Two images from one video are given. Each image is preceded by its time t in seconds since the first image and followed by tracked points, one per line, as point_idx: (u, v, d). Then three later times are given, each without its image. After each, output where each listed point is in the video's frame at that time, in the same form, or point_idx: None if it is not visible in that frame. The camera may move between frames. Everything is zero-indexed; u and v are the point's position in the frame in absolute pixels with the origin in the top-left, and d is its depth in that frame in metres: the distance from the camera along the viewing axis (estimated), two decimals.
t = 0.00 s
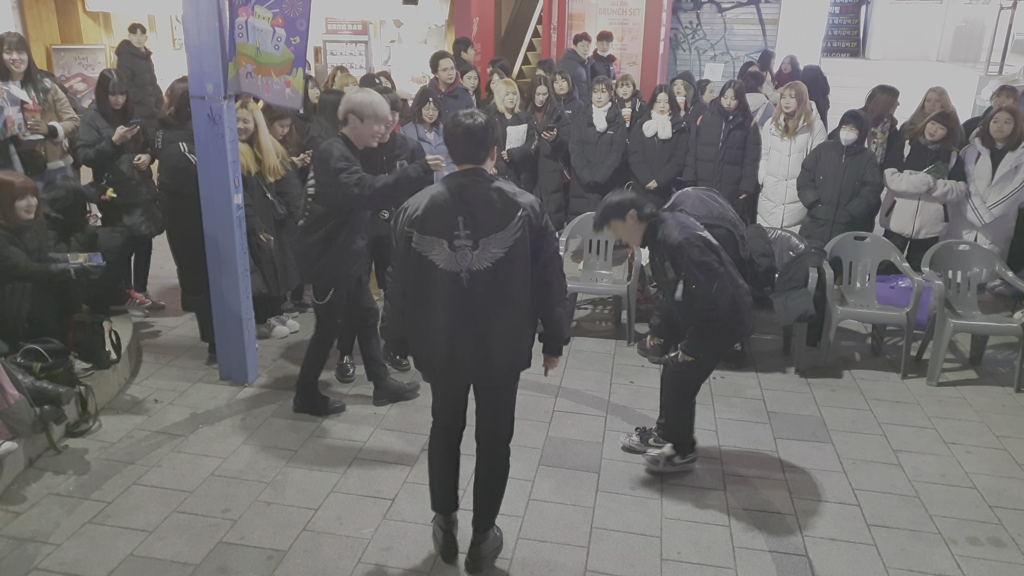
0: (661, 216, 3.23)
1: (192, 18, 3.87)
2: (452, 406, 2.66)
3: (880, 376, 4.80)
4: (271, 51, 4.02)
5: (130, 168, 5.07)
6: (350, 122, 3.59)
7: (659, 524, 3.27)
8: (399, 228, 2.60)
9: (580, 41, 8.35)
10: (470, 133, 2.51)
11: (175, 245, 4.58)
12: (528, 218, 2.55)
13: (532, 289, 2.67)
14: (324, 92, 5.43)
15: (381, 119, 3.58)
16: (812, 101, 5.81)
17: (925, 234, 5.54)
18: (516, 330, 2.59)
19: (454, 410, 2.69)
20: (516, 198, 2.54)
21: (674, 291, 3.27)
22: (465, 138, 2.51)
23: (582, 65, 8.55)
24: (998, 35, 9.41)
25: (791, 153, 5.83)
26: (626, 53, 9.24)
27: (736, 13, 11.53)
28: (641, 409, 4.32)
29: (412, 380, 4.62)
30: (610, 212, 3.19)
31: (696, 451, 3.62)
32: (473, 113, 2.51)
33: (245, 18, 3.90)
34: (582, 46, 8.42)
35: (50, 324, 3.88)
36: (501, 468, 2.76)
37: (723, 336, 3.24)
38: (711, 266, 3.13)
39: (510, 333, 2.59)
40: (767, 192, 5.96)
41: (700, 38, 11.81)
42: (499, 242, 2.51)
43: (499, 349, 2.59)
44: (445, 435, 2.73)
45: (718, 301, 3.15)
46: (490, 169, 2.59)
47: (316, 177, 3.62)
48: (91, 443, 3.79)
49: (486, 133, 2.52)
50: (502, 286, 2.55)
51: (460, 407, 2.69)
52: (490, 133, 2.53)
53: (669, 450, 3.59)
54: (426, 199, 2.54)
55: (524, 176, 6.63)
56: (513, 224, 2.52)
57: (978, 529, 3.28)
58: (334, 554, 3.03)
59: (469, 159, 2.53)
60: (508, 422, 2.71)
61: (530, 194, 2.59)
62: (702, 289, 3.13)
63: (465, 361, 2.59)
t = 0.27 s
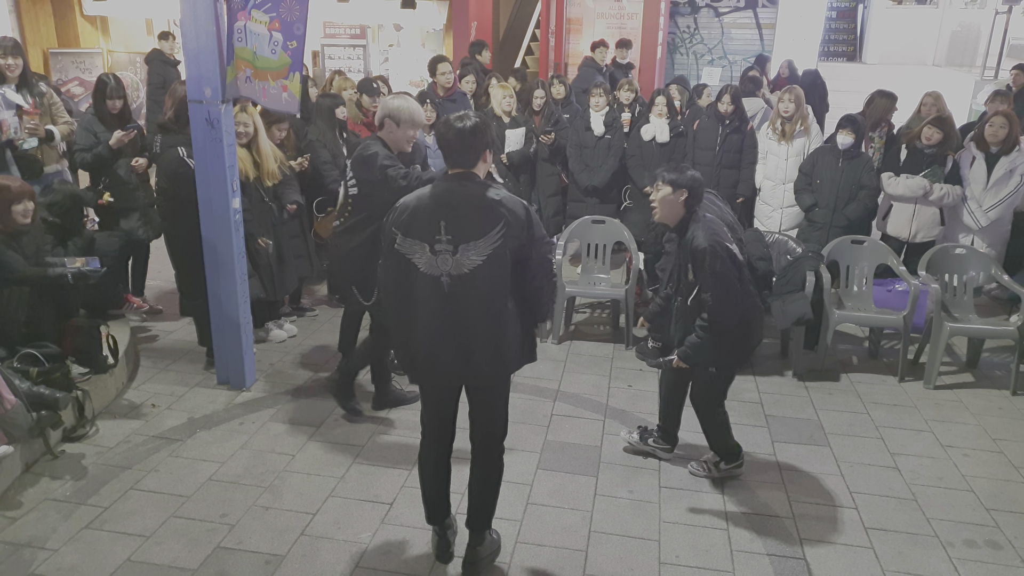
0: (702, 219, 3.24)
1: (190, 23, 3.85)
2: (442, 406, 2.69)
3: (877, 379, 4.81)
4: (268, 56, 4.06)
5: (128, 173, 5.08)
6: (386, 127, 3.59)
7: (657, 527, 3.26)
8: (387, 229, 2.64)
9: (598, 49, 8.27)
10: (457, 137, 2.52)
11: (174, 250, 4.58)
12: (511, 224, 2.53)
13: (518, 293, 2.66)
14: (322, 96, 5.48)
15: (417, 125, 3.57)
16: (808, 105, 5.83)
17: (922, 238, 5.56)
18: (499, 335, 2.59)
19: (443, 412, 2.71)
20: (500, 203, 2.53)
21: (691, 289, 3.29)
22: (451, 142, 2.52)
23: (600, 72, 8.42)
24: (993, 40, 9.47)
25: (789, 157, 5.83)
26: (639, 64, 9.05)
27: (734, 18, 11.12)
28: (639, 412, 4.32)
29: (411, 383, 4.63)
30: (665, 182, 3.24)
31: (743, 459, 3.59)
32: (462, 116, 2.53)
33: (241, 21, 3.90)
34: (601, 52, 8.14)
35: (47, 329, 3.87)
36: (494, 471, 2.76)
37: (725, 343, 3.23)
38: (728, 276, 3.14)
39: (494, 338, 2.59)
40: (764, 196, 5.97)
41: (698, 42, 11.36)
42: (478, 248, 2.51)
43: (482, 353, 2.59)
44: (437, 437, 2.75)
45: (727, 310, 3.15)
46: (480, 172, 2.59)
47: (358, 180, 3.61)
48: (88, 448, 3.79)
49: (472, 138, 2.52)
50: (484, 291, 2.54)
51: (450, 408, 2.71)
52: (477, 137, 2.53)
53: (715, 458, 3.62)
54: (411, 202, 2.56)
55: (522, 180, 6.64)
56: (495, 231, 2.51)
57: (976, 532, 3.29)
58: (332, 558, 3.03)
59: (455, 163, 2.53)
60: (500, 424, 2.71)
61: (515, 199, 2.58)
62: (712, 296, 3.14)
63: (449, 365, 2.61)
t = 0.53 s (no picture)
0: (706, 207, 3.25)
1: (179, 26, 3.83)
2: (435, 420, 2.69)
3: (868, 379, 4.83)
4: (257, 58, 4.04)
5: (117, 176, 5.06)
6: (404, 129, 3.55)
7: (650, 528, 3.27)
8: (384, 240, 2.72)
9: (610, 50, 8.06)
10: (451, 156, 2.57)
11: (164, 253, 4.55)
12: (495, 242, 2.54)
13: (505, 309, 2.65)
14: (313, 98, 5.50)
15: (432, 121, 3.54)
16: (799, 107, 5.86)
17: (912, 239, 5.59)
18: (482, 349, 2.59)
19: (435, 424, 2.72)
20: (488, 220, 2.53)
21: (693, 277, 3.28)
22: (445, 161, 2.58)
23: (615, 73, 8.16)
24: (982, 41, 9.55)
25: (780, 158, 5.87)
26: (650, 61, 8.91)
27: (726, 19, 11.14)
28: (632, 413, 4.33)
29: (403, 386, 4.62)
30: (673, 169, 3.23)
31: (734, 457, 3.62)
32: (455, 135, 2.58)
33: (232, 24, 3.90)
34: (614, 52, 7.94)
35: (36, 333, 3.85)
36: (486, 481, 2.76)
37: (729, 335, 3.23)
38: (731, 266, 3.14)
39: (477, 353, 2.58)
40: (756, 197, 6.00)
41: (689, 44, 11.41)
42: (461, 264, 2.52)
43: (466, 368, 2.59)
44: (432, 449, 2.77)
45: (730, 300, 3.14)
46: (476, 192, 2.62)
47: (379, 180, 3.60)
48: (78, 453, 3.77)
49: (465, 157, 2.57)
50: (465, 310, 2.55)
51: (443, 422, 2.71)
52: (470, 155, 2.57)
53: (707, 458, 3.63)
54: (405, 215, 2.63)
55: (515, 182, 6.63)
56: (478, 249, 2.52)
57: (965, 529, 3.31)
58: (324, 561, 3.02)
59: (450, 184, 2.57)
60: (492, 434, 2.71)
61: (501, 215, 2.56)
62: (715, 284, 3.13)
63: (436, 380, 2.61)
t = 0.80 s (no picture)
0: (688, 204, 3.28)
1: (165, 28, 3.83)
2: (432, 400, 2.78)
3: (854, 380, 4.86)
4: (241, 60, 3.99)
5: (102, 178, 5.05)
6: (418, 133, 3.55)
7: (638, 529, 3.28)
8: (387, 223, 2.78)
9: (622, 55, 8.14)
10: (460, 144, 2.57)
11: (151, 255, 4.52)
12: (498, 230, 2.64)
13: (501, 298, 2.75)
14: (299, 100, 5.51)
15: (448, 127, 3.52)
16: (786, 110, 5.90)
17: (896, 239, 5.63)
18: (480, 335, 2.69)
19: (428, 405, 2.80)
20: (494, 210, 2.63)
21: (669, 271, 3.29)
22: (458, 149, 2.56)
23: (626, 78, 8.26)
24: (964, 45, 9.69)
25: (766, 161, 5.91)
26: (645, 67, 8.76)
27: (712, 22, 11.21)
28: (619, 414, 4.34)
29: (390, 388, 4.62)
30: (657, 163, 3.25)
31: (721, 458, 3.63)
32: (466, 124, 2.57)
33: (217, 26, 3.87)
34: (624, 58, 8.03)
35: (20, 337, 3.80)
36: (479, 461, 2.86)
37: (705, 337, 3.24)
38: (708, 261, 3.19)
39: (476, 339, 2.69)
40: (742, 199, 6.02)
41: (676, 46, 11.47)
42: (466, 252, 2.61)
43: (464, 352, 2.69)
44: (424, 429, 2.84)
45: (705, 296, 3.18)
46: (482, 181, 2.66)
47: (402, 191, 3.47)
48: (62, 458, 3.74)
49: (476, 146, 2.57)
50: (466, 295, 2.65)
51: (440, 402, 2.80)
52: (482, 145, 2.59)
53: (694, 458, 3.64)
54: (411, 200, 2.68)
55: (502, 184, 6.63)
56: (484, 237, 2.62)
57: (949, 528, 3.34)
58: (311, 565, 3.01)
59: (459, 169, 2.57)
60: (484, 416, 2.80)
61: (505, 204, 2.66)
62: (691, 278, 3.17)
63: (434, 362, 2.70)
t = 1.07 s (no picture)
0: (665, 204, 3.29)
1: (147, 31, 3.79)
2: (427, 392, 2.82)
3: (838, 380, 4.90)
4: (223, 63, 3.99)
5: (84, 182, 4.99)
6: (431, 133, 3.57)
7: (625, 530, 3.29)
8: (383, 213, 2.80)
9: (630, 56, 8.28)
10: (457, 141, 2.58)
11: (135, 260, 4.49)
12: (495, 225, 2.65)
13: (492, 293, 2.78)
14: (284, 103, 5.48)
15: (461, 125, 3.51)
16: (769, 111, 5.93)
17: (880, 239, 5.67)
18: (473, 332, 2.72)
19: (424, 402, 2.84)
20: (490, 206, 2.64)
21: (643, 270, 3.31)
22: (457, 148, 2.58)
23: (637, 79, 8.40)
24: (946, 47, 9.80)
25: (751, 162, 5.93)
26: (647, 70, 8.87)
27: (698, 24, 11.19)
28: (606, 416, 4.35)
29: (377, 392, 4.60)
30: (632, 161, 3.24)
31: (663, 467, 3.62)
32: (462, 123, 2.59)
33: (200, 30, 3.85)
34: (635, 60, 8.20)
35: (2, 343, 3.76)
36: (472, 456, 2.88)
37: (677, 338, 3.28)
38: (682, 262, 3.20)
39: (470, 331, 2.72)
40: (728, 201, 6.03)
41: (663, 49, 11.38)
42: (462, 246, 2.64)
43: (456, 350, 2.72)
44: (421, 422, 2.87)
45: (677, 298, 3.20)
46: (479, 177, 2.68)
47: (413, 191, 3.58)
48: (45, 465, 3.71)
49: (473, 144, 2.59)
50: (461, 288, 2.68)
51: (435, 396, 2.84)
52: (478, 142, 2.60)
53: (638, 464, 3.62)
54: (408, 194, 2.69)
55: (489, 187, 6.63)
56: (480, 232, 2.64)
57: (932, 526, 3.36)
58: (297, 570, 3.00)
59: (455, 166, 2.59)
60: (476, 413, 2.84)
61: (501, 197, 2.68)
62: (665, 280, 3.19)
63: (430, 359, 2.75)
